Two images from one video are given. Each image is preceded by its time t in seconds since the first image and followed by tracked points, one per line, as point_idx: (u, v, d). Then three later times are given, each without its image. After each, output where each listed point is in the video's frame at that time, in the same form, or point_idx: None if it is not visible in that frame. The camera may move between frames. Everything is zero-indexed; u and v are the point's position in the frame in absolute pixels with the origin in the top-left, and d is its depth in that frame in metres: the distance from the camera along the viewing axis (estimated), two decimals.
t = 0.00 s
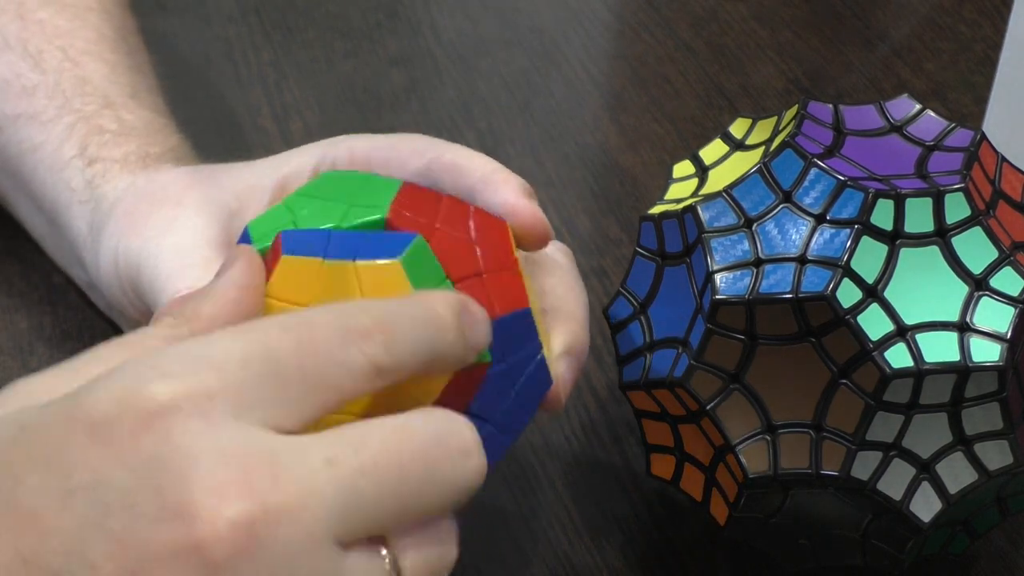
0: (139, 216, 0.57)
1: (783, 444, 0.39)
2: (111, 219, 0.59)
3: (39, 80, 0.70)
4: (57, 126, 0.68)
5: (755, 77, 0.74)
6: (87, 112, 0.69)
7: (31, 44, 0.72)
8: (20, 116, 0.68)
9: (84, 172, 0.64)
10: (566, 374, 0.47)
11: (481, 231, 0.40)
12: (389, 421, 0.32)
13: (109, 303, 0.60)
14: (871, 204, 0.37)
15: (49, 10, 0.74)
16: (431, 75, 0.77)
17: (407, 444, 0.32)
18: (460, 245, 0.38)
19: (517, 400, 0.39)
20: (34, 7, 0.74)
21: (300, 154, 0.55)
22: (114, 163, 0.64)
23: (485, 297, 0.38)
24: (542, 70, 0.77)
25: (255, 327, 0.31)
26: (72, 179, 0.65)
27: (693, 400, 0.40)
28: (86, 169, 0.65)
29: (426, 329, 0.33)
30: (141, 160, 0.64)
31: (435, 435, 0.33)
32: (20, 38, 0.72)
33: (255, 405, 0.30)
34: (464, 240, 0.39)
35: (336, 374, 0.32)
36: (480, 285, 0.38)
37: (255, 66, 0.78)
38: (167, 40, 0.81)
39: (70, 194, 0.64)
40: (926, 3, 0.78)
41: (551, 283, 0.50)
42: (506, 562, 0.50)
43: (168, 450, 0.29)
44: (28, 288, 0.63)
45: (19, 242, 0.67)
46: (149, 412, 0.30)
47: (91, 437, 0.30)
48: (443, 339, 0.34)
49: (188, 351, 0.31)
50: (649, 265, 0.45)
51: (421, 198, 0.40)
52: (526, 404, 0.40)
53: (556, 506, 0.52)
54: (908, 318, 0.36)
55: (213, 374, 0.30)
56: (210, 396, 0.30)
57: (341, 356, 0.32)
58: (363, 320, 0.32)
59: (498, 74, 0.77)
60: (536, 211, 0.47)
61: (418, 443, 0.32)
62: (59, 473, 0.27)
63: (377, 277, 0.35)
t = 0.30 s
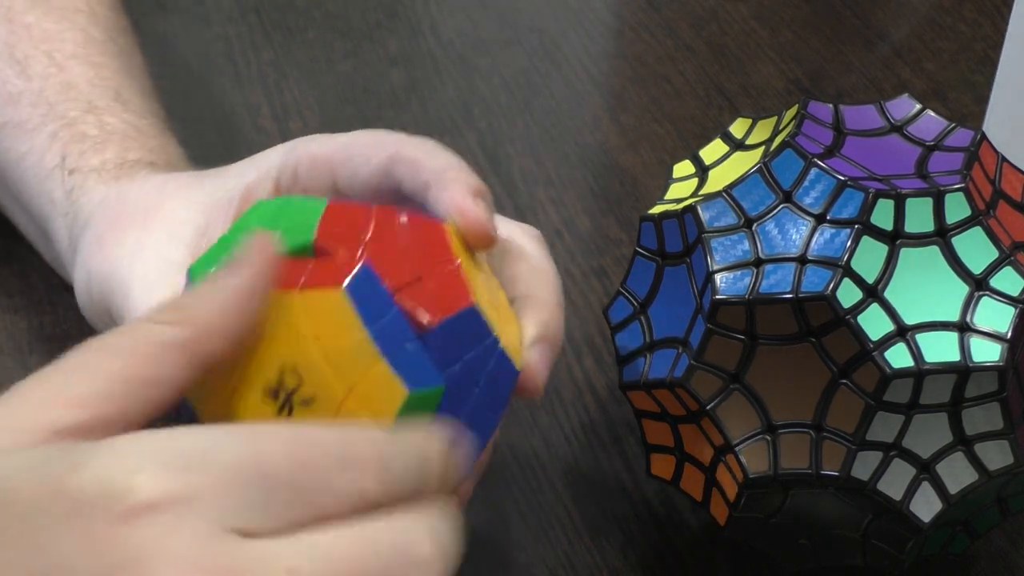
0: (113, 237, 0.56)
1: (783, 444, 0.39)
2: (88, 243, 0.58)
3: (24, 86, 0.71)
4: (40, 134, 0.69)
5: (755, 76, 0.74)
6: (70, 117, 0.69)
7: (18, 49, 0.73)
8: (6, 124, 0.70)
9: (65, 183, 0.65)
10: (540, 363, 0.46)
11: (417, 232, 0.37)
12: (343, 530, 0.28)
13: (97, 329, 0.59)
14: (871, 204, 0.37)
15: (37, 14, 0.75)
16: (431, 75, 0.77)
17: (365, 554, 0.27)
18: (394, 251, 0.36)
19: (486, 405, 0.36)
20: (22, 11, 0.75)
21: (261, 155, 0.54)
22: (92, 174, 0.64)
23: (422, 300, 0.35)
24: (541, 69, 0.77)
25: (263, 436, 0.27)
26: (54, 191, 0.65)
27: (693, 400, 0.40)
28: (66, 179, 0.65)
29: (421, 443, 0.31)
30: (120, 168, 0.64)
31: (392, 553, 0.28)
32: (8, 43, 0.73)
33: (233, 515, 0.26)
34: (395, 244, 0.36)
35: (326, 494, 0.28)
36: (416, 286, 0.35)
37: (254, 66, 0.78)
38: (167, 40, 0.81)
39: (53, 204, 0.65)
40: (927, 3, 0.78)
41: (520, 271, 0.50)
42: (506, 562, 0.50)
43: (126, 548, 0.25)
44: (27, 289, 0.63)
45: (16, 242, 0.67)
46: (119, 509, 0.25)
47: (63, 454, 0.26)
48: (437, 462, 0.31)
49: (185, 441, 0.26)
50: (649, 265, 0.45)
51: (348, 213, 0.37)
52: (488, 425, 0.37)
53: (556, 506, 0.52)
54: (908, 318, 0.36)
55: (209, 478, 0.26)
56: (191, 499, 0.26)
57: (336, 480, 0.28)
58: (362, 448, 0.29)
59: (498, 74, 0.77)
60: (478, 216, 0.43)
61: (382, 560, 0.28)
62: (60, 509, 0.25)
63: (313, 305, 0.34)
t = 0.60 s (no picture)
0: (118, 237, 0.56)
1: (783, 444, 0.39)
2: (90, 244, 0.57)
3: (32, 84, 0.70)
4: (48, 132, 0.68)
5: (755, 76, 0.74)
6: (77, 117, 0.69)
7: (24, 47, 0.72)
8: (13, 121, 0.69)
9: (72, 184, 0.64)
10: (550, 362, 0.46)
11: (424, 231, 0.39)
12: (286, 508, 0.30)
13: (102, 331, 0.59)
14: (871, 204, 0.37)
15: (44, 13, 0.75)
16: (431, 75, 0.77)
17: (307, 538, 0.30)
18: (401, 251, 0.38)
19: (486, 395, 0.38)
20: (29, 9, 0.75)
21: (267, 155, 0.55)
22: (98, 174, 0.64)
23: (428, 294, 0.36)
24: (542, 70, 0.77)
25: (173, 414, 0.30)
26: (60, 191, 0.64)
27: (693, 400, 0.40)
28: (73, 180, 0.64)
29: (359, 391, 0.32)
30: (127, 169, 0.64)
31: (338, 521, 0.30)
32: (14, 41, 0.72)
33: (158, 501, 0.29)
34: (405, 242, 0.38)
35: (252, 465, 0.30)
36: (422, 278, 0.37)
37: (255, 66, 0.78)
38: (167, 40, 0.81)
39: (57, 204, 0.64)
40: (927, 3, 0.78)
41: (526, 270, 0.51)
42: (505, 562, 0.50)
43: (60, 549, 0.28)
44: (28, 289, 0.63)
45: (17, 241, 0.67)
46: (43, 509, 0.28)
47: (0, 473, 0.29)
48: (388, 405, 0.32)
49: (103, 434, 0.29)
50: (649, 265, 0.45)
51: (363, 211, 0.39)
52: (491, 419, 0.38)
53: (556, 505, 0.52)
54: (908, 318, 0.36)
55: (122, 469, 0.29)
56: (111, 492, 0.29)
57: (256, 449, 0.30)
58: (283, 410, 0.31)
59: (498, 74, 0.76)
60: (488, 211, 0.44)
61: (320, 521, 0.30)
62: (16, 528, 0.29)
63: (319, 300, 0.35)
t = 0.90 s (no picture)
0: (100, 251, 0.56)
1: (783, 444, 0.39)
2: (77, 254, 0.57)
3: (23, 90, 0.70)
4: (38, 139, 0.68)
5: (755, 76, 0.74)
6: (67, 122, 0.69)
7: (15, 52, 0.73)
8: (5, 127, 0.69)
9: (58, 193, 0.65)
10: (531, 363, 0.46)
11: (381, 239, 0.38)
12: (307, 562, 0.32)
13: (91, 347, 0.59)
14: (871, 204, 0.37)
15: (36, 16, 0.75)
16: (431, 75, 0.77)
17: None
18: (357, 264, 0.37)
19: (461, 395, 0.38)
20: (20, 14, 0.75)
21: (238, 157, 0.55)
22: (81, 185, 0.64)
23: (393, 309, 0.37)
24: (542, 69, 0.77)
25: (230, 463, 0.30)
26: (48, 199, 0.65)
27: (693, 400, 0.40)
28: (60, 189, 0.65)
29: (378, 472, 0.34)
30: (110, 177, 0.64)
31: None
32: (6, 46, 0.72)
33: (197, 542, 0.29)
34: (361, 254, 0.37)
35: (296, 527, 0.31)
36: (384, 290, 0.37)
37: (255, 66, 0.78)
38: (167, 40, 0.81)
39: (44, 213, 0.64)
40: (927, 3, 0.78)
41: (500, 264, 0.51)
42: (505, 562, 0.50)
43: None
44: (27, 289, 0.63)
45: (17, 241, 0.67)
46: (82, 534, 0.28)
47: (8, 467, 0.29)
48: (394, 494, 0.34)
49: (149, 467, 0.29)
50: (649, 265, 0.45)
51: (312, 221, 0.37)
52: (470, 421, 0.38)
53: (556, 505, 0.52)
54: (908, 318, 0.36)
55: (170, 506, 0.29)
56: (157, 527, 0.29)
57: (306, 512, 0.31)
58: (340, 477, 0.32)
59: (498, 74, 0.76)
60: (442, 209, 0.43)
61: None
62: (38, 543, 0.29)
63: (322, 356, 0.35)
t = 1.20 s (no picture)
0: (97, 250, 0.56)
1: (783, 444, 0.39)
2: (73, 258, 0.57)
3: (20, 90, 0.70)
4: (35, 138, 0.68)
5: (755, 76, 0.74)
6: (64, 121, 0.69)
7: (14, 52, 0.72)
8: (3, 126, 0.69)
9: (57, 192, 0.65)
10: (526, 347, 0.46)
11: (377, 230, 0.39)
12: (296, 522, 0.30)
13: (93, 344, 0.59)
14: (871, 204, 0.37)
15: (34, 16, 0.75)
16: (431, 75, 0.77)
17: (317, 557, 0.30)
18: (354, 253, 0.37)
19: (462, 385, 0.39)
20: (19, 13, 0.75)
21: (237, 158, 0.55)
22: (80, 183, 0.64)
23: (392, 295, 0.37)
24: (542, 69, 0.77)
25: (170, 395, 0.30)
26: (47, 198, 0.65)
27: (693, 400, 0.40)
28: (59, 187, 0.65)
29: (353, 347, 0.33)
30: (106, 176, 0.64)
31: (343, 539, 0.31)
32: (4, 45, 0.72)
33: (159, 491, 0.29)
34: (359, 244, 0.38)
35: (253, 428, 0.30)
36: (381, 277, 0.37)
37: (255, 66, 0.78)
38: (167, 40, 0.81)
39: (44, 214, 0.64)
40: (927, 3, 0.78)
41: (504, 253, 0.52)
42: (505, 561, 0.50)
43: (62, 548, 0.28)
44: (28, 289, 0.63)
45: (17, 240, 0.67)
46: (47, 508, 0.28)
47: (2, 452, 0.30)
48: (380, 366, 0.33)
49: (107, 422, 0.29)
50: (649, 265, 0.45)
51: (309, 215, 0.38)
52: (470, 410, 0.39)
53: (556, 506, 0.52)
54: (908, 318, 0.36)
55: (124, 458, 0.28)
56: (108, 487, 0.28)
57: (256, 410, 0.30)
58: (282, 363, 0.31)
59: (497, 74, 0.76)
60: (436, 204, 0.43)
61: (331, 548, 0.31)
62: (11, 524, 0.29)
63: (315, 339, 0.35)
